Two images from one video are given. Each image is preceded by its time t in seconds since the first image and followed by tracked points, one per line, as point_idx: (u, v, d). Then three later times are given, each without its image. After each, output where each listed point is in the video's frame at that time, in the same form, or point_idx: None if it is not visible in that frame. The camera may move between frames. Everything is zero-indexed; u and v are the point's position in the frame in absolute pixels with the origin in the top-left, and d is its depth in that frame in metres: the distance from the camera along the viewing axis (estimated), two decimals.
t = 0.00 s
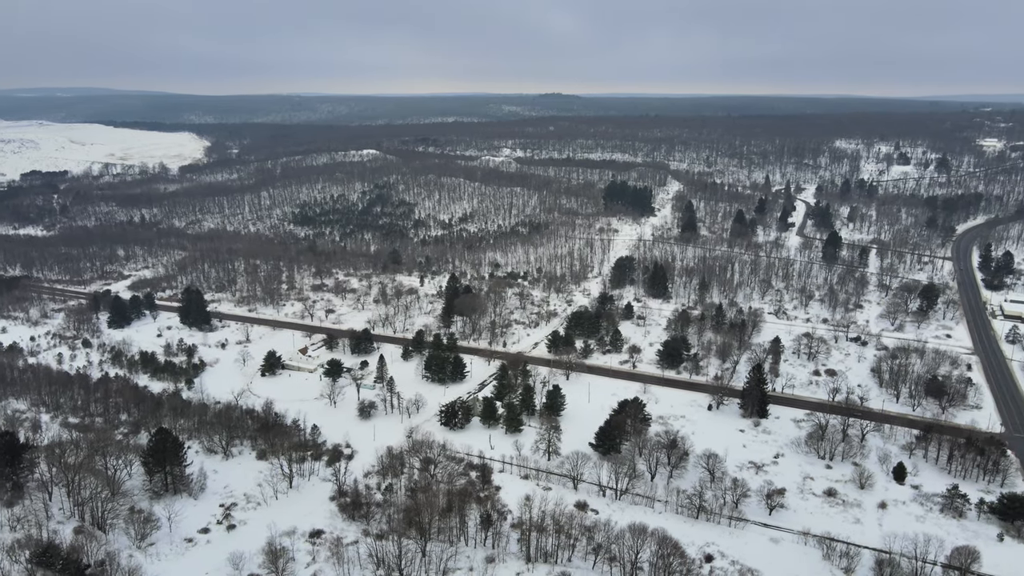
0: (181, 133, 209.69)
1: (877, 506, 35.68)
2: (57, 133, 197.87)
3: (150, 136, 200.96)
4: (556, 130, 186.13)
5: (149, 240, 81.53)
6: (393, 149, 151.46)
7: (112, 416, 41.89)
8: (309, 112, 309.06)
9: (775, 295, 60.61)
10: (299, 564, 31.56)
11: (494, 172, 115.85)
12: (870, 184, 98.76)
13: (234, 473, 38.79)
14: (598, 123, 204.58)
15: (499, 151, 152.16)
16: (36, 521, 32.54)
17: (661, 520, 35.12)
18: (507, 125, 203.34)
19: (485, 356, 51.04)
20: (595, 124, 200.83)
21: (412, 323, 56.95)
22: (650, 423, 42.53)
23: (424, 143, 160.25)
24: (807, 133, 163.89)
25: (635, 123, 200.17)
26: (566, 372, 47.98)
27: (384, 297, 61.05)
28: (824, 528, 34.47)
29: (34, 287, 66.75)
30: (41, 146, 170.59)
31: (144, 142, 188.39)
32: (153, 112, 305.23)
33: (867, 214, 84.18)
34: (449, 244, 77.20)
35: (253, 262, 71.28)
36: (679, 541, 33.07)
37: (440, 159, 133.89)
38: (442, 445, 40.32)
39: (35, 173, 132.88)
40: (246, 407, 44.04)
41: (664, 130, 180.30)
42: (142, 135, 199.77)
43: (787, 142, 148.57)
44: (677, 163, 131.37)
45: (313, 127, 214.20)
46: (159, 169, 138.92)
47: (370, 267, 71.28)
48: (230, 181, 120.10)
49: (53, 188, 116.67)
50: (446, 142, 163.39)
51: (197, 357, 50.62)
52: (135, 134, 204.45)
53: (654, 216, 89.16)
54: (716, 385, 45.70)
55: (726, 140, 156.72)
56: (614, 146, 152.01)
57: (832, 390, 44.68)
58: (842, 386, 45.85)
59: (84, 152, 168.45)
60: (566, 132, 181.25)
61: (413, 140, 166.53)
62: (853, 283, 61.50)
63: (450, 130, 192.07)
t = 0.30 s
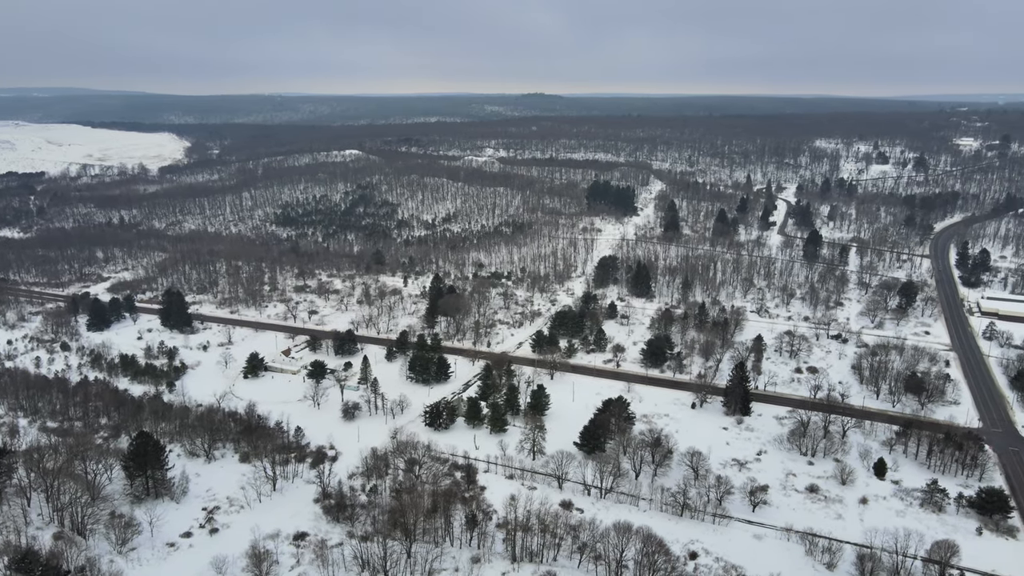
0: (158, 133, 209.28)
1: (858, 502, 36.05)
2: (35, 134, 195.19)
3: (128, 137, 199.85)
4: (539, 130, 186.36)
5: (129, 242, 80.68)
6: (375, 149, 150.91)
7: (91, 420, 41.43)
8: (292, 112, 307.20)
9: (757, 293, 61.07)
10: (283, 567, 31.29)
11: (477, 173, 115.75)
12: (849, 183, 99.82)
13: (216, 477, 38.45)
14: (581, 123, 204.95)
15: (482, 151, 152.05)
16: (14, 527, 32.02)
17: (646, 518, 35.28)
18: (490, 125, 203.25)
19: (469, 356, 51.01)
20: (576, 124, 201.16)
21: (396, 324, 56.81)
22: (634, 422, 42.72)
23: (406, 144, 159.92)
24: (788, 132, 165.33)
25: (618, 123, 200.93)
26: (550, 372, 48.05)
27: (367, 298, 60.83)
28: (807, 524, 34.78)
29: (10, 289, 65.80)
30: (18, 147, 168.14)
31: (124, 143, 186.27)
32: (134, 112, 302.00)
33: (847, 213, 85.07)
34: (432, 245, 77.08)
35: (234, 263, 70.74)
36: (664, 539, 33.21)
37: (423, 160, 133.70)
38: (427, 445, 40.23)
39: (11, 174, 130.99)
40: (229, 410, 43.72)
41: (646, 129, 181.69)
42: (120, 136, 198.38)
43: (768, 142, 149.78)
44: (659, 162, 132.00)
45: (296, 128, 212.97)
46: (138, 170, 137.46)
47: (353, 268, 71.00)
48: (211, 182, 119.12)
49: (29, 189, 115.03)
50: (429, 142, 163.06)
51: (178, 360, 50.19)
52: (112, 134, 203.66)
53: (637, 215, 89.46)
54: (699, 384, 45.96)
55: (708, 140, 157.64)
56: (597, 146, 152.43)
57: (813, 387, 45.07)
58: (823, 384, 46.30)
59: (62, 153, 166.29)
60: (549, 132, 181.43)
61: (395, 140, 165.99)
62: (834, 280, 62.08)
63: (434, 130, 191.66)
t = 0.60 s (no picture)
0: (138, 134, 207.96)
1: (840, 497, 36.41)
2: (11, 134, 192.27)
3: (107, 137, 198.13)
4: (523, 130, 186.65)
5: (108, 244, 79.77)
6: (357, 150, 150.36)
7: (71, 424, 40.94)
8: (275, 112, 305.21)
9: (739, 292, 61.52)
10: (267, 571, 31.03)
11: (460, 173, 115.68)
12: (829, 182, 100.82)
13: (198, 480, 38.06)
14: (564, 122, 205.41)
15: (465, 151, 151.95)
16: None
17: (630, 516, 35.40)
18: (473, 125, 203.21)
19: (454, 356, 50.95)
20: (560, 124, 201.54)
21: (380, 325, 56.64)
22: (619, 420, 42.86)
23: (390, 144, 159.54)
24: (770, 132, 166.77)
25: (601, 123, 201.51)
26: (534, 371, 48.12)
27: (350, 299, 60.60)
28: (790, 520, 35.08)
29: None
30: None
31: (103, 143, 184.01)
32: (113, 112, 298.34)
33: (827, 212, 85.92)
34: (416, 245, 76.90)
35: (215, 265, 70.19)
36: (648, 537, 33.35)
37: (406, 160, 133.47)
38: (411, 446, 40.12)
39: None
40: (211, 413, 43.36)
41: (628, 128, 182.41)
42: (100, 136, 196.69)
43: (749, 141, 150.95)
44: (641, 162, 132.61)
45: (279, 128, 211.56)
46: (117, 170, 135.93)
47: (336, 269, 70.69)
48: (191, 183, 118.08)
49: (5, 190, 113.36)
50: (412, 142, 162.73)
51: (159, 362, 49.71)
52: (90, 134, 202.12)
53: (621, 215, 89.75)
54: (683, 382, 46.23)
55: (690, 139, 158.53)
56: (579, 146, 152.79)
57: (795, 384, 45.47)
58: (805, 380, 46.72)
59: (39, 153, 164.02)
60: (532, 132, 181.65)
61: (378, 140, 165.54)
62: (815, 278, 62.68)
63: (418, 130, 191.27)
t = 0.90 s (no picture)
0: (116, 133, 206.87)
1: (822, 493, 36.75)
2: None
3: (85, 137, 195.53)
4: (507, 130, 186.95)
5: (86, 245, 78.77)
6: (339, 150, 149.79)
7: (49, 429, 40.42)
8: (258, 112, 303.09)
9: (721, 290, 61.91)
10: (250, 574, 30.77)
11: (443, 173, 115.52)
12: (809, 181, 101.76)
13: (180, 484, 37.67)
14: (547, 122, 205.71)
15: (448, 151, 151.71)
16: None
17: (615, 515, 35.51)
18: (456, 125, 203.00)
19: (438, 357, 50.88)
20: (543, 124, 201.83)
21: (364, 325, 56.44)
22: (603, 419, 42.99)
23: (373, 144, 159.17)
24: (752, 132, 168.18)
25: (584, 123, 202.05)
26: (519, 371, 48.15)
27: (333, 300, 60.31)
28: (773, 516, 35.34)
29: None
30: None
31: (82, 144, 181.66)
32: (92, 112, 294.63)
33: (808, 210, 86.70)
34: (399, 245, 76.69)
35: (196, 266, 69.60)
36: (633, 535, 33.47)
37: (388, 160, 133.10)
38: (396, 447, 39.99)
39: None
40: (193, 416, 42.97)
41: (611, 128, 183.07)
42: (80, 137, 194.73)
43: (730, 140, 152.09)
44: (624, 161, 133.13)
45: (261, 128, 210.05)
46: (95, 171, 134.22)
47: (319, 270, 70.39)
48: (170, 184, 116.95)
49: None
50: (394, 142, 162.24)
51: (139, 365, 49.19)
52: (68, 134, 200.18)
53: (603, 214, 90.01)
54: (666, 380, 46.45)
55: (673, 139, 159.29)
56: (562, 146, 153.09)
57: (777, 382, 45.83)
58: (787, 378, 47.12)
59: (15, 154, 161.42)
60: (515, 132, 181.75)
61: (360, 140, 164.93)
62: (796, 276, 63.25)
63: (402, 130, 190.77)
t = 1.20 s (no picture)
0: (92, 133, 205.90)
1: (804, 490, 37.11)
2: None
3: (63, 137, 192.85)
4: (491, 130, 187.01)
5: (64, 247, 77.73)
6: (322, 150, 149.07)
7: (27, 433, 39.85)
8: (240, 113, 300.84)
9: (704, 289, 62.28)
10: None
11: (426, 173, 115.36)
12: (789, 180, 102.63)
13: (161, 488, 37.27)
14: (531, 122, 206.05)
15: (431, 151, 151.48)
16: None
17: (599, 514, 35.61)
18: (439, 125, 202.77)
19: (422, 357, 50.81)
20: (526, 124, 202.04)
21: (347, 326, 56.26)
22: (587, 418, 43.12)
23: (356, 144, 158.55)
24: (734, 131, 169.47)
25: (568, 123, 202.50)
26: (503, 371, 48.18)
27: (316, 301, 60.02)
28: (756, 513, 35.62)
29: None
30: None
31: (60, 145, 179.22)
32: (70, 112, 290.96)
33: (788, 209, 87.50)
34: (383, 246, 76.50)
35: (177, 268, 68.99)
36: (618, 534, 33.60)
37: (371, 160, 132.72)
38: (380, 448, 39.87)
39: None
40: (175, 419, 42.59)
41: (594, 128, 183.70)
42: (57, 137, 192.15)
43: (712, 140, 153.19)
44: (607, 161, 133.65)
45: (243, 128, 208.50)
46: (72, 172, 132.49)
47: (301, 271, 70.05)
48: (150, 185, 115.78)
49: None
50: (377, 142, 161.76)
51: (119, 368, 48.69)
52: (47, 135, 197.97)
53: (587, 214, 90.30)
54: (650, 378, 46.68)
55: (655, 139, 160.07)
56: (545, 146, 153.35)
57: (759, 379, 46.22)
58: (769, 375, 47.53)
59: None
60: (498, 132, 181.81)
61: (343, 140, 164.25)
62: (778, 275, 63.83)
63: (385, 130, 190.22)
